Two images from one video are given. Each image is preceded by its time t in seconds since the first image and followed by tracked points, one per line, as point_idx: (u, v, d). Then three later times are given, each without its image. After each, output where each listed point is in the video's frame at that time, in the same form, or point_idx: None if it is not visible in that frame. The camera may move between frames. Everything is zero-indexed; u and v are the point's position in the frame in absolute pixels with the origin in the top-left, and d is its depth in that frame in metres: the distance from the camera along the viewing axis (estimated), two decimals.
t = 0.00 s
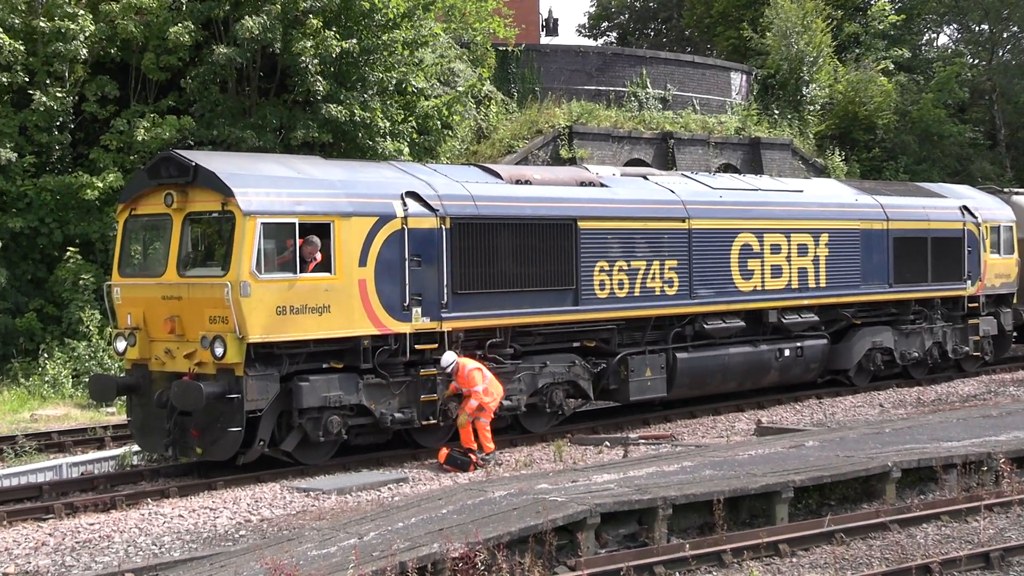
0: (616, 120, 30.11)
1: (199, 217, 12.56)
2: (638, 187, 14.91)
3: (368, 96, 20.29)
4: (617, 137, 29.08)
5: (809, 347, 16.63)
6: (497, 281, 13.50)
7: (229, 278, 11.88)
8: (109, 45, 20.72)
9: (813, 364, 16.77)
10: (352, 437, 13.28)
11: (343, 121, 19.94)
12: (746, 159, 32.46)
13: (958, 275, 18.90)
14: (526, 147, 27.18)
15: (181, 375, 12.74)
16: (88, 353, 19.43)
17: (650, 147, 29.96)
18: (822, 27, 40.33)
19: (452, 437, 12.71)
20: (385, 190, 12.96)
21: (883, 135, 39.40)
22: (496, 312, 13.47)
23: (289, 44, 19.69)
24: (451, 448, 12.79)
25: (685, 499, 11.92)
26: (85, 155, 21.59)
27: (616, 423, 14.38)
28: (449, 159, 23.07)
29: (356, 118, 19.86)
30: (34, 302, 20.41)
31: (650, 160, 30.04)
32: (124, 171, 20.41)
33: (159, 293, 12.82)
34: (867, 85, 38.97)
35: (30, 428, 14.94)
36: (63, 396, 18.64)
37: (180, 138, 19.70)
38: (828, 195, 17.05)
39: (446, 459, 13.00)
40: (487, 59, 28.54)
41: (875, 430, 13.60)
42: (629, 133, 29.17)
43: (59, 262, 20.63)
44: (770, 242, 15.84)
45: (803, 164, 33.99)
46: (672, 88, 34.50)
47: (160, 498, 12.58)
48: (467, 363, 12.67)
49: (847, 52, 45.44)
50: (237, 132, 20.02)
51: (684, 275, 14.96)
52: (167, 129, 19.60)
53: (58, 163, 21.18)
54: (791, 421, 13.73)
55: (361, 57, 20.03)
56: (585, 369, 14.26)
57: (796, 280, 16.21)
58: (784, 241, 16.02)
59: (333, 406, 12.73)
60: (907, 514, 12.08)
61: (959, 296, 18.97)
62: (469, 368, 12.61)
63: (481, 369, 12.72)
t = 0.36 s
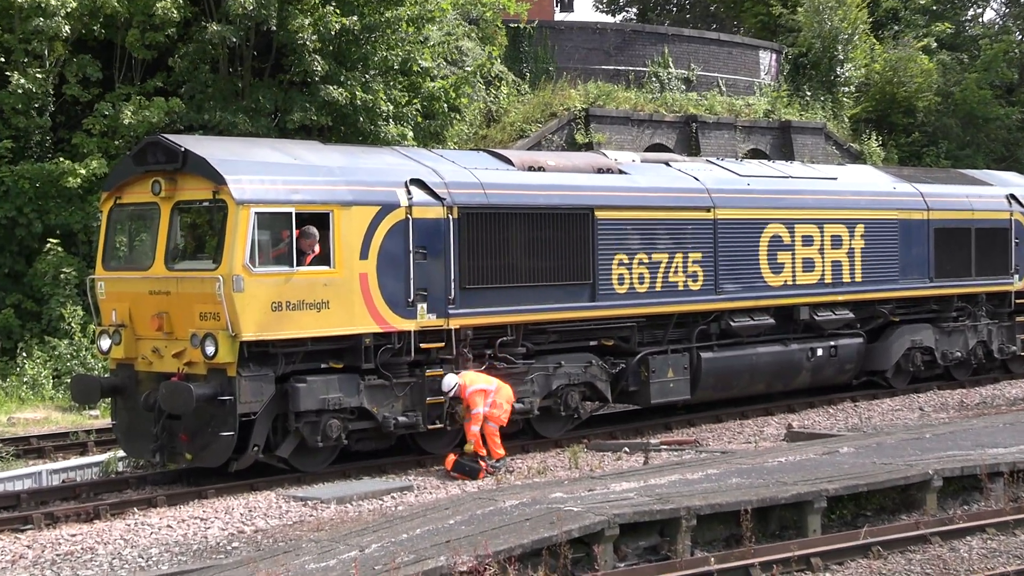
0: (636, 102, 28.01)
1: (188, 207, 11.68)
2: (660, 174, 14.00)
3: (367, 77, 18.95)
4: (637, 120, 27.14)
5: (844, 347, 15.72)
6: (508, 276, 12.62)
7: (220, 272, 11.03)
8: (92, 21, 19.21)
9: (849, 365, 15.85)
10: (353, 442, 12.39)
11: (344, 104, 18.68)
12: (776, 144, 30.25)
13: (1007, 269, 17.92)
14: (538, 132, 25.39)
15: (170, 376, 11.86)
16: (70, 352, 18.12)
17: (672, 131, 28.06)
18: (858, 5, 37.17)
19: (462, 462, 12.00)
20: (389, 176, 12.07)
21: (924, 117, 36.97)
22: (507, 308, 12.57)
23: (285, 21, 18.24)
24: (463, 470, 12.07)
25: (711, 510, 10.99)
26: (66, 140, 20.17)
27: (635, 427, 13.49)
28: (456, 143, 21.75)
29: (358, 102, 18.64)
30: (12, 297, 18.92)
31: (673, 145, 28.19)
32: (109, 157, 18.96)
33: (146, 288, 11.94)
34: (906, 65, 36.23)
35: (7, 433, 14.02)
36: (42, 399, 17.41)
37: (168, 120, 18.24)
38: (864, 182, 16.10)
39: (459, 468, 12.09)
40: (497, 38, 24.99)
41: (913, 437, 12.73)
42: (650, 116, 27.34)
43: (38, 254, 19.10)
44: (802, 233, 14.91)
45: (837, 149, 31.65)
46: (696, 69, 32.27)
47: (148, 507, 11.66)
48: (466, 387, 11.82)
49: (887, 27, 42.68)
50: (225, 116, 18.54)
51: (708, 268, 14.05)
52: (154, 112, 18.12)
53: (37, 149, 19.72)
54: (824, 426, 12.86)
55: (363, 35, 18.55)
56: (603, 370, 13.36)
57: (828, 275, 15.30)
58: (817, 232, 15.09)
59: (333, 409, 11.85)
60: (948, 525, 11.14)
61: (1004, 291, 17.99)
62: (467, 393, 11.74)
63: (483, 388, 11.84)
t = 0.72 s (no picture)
0: (663, 80, 26.42)
1: (181, 193, 10.82)
2: (689, 158, 13.12)
3: (377, 52, 18.04)
4: (664, 99, 25.34)
5: (886, 345, 14.84)
6: (526, 268, 11.77)
7: (216, 263, 10.22)
8: None
9: (889, 364, 14.96)
10: (358, 446, 11.55)
11: (350, 82, 17.63)
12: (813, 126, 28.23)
13: None
14: (558, 112, 23.81)
15: (162, 374, 11.02)
16: (55, 349, 16.92)
17: (701, 113, 26.24)
18: None
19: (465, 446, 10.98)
20: (397, 161, 11.22)
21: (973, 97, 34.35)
22: (524, 302, 11.72)
23: None
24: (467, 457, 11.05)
25: (744, 519, 10.09)
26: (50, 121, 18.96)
27: (661, 431, 12.64)
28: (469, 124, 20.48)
29: (364, 80, 17.56)
30: None
31: (701, 127, 26.29)
32: (96, 139, 17.67)
33: (136, 281, 11.09)
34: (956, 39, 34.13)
35: None
36: (24, 400, 16.17)
37: (159, 99, 17.03)
38: (908, 167, 15.19)
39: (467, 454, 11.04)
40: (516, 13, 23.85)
41: (962, 444, 11.84)
42: (677, 95, 25.51)
43: (20, 245, 17.86)
44: (840, 222, 14.03)
45: (879, 131, 29.78)
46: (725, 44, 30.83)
47: (138, 515, 10.80)
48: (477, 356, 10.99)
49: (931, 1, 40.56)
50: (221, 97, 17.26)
51: (738, 260, 13.18)
52: (144, 90, 16.83)
53: (18, 131, 18.49)
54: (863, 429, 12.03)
55: (367, 8, 17.67)
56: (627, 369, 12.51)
57: (870, 267, 14.40)
58: (858, 220, 14.20)
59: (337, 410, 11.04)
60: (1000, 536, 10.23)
61: None
62: (479, 362, 10.93)
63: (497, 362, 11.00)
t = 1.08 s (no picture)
0: (696, 61, 24.49)
1: (178, 182, 10.02)
2: (724, 144, 12.30)
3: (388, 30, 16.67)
4: (697, 81, 23.57)
5: (937, 346, 14.01)
6: (548, 263, 10.96)
7: (215, 259, 9.46)
8: None
9: (941, 366, 14.13)
10: (367, 455, 10.75)
11: (360, 63, 16.24)
12: (858, 109, 26.19)
13: None
14: (582, 95, 22.24)
15: (157, 378, 10.23)
16: (42, 351, 15.69)
17: (737, 95, 24.27)
18: None
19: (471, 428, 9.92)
20: (411, 147, 10.42)
21: None
22: (546, 299, 10.91)
23: None
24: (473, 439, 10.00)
25: (783, 534, 9.19)
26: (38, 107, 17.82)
27: (695, 439, 11.84)
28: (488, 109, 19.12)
29: (375, 60, 16.20)
30: None
31: (738, 112, 24.39)
32: (86, 125, 16.65)
33: (130, 277, 10.29)
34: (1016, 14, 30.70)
35: None
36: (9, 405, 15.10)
37: (151, 80, 15.93)
38: (962, 154, 14.35)
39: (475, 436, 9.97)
40: None
41: (1019, 453, 10.94)
42: (711, 77, 23.67)
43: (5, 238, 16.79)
44: (888, 213, 13.21)
45: (929, 115, 27.37)
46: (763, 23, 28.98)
47: (132, 528, 9.99)
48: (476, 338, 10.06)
49: None
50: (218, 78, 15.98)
51: (777, 254, 12.35)
52: (136, 71, 15.76)
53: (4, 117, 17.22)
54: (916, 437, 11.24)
55: None
56: (657, 371, 11.72)
57: (919, 261, 13.57)
58: (908, 212, 13.39)
59: (345, 416, 10.27)
60: None
61: None
62: (478, 345, 9.95)
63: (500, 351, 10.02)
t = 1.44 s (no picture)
0: (730, 40, 23.45)
1: (174, 173, 9.29)
2: (761, 131, 11.54)
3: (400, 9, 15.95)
4: (731, 62, 22.48)
5: (989, 347, 13.21)
6: (571, 259, 10.22)
7: (214, 255, 8.74)
8: None
9: (996, 368, 13.32)
10: (378, 465, 10.02)
11: (369, 44, 15.44)
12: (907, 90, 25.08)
13: None
14: (608, 78, 21.36)
15: (152, 383, 9.51)
16: (29, 355, 14.84)
17: (775, 75, 23.26)
18: None
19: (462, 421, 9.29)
20: (424, 135, 9.69)
21: None
22: (570, 297, 10.18)
23: None
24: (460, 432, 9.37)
25: (826, 549, 8.32)
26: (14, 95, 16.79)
27: (733, 448, 11.13)
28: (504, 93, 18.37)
29: (387, 39, 15.40)
30: None
31: (776, 94, 23.32)
32: (76, 112, 15.85)
33: (122, 275, 9.56)
34: None
35: None
36: None
37: (140, 65, 15.09)
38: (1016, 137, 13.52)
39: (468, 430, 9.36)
40: None
41: None
42: (746, 57, 22.54)
43: None
44: (939, 204, 12.48)
45: (983, 98, 26.09)
46: None
47: (126, 543, 9.25)
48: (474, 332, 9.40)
49: None
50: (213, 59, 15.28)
51: (818, 248, 11.59)
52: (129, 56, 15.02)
53: None
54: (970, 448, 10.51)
55: None
56: (691, 375, 11.01)
57: (974, 255, 12.83)
58: (959, 203, 12.64)
59: (355, 423, 9.56)
60: None
61: None
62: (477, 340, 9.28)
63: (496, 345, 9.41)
